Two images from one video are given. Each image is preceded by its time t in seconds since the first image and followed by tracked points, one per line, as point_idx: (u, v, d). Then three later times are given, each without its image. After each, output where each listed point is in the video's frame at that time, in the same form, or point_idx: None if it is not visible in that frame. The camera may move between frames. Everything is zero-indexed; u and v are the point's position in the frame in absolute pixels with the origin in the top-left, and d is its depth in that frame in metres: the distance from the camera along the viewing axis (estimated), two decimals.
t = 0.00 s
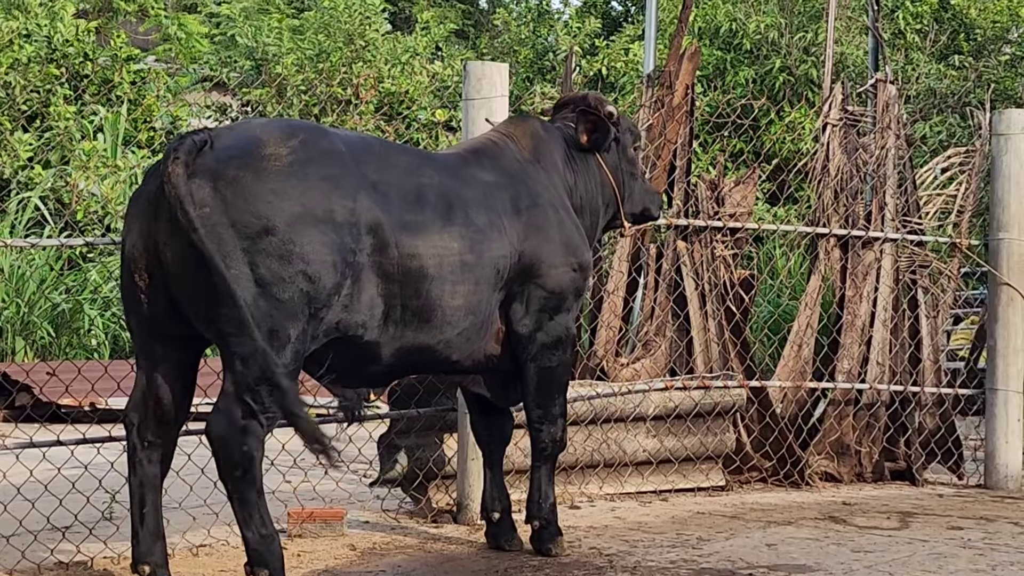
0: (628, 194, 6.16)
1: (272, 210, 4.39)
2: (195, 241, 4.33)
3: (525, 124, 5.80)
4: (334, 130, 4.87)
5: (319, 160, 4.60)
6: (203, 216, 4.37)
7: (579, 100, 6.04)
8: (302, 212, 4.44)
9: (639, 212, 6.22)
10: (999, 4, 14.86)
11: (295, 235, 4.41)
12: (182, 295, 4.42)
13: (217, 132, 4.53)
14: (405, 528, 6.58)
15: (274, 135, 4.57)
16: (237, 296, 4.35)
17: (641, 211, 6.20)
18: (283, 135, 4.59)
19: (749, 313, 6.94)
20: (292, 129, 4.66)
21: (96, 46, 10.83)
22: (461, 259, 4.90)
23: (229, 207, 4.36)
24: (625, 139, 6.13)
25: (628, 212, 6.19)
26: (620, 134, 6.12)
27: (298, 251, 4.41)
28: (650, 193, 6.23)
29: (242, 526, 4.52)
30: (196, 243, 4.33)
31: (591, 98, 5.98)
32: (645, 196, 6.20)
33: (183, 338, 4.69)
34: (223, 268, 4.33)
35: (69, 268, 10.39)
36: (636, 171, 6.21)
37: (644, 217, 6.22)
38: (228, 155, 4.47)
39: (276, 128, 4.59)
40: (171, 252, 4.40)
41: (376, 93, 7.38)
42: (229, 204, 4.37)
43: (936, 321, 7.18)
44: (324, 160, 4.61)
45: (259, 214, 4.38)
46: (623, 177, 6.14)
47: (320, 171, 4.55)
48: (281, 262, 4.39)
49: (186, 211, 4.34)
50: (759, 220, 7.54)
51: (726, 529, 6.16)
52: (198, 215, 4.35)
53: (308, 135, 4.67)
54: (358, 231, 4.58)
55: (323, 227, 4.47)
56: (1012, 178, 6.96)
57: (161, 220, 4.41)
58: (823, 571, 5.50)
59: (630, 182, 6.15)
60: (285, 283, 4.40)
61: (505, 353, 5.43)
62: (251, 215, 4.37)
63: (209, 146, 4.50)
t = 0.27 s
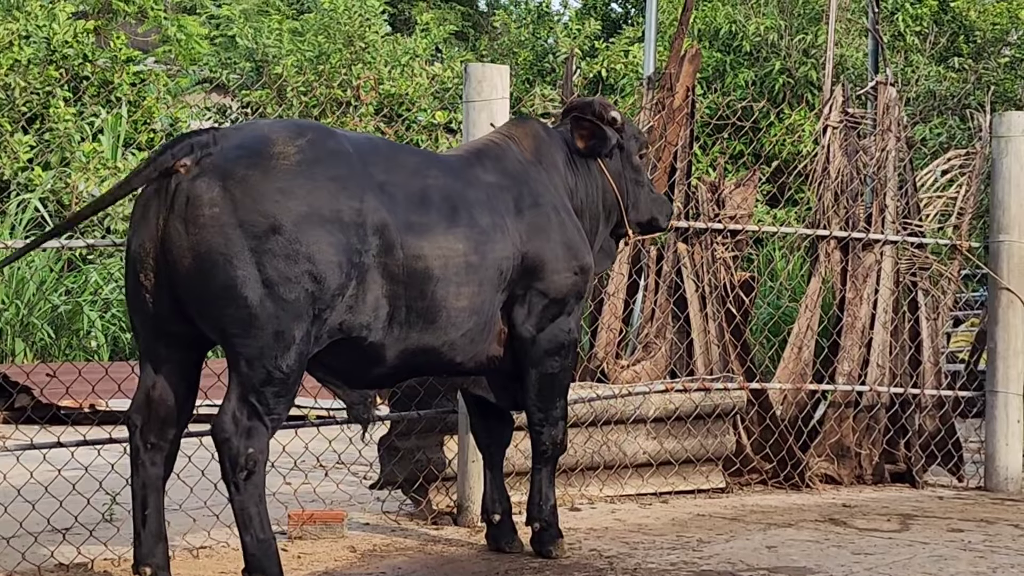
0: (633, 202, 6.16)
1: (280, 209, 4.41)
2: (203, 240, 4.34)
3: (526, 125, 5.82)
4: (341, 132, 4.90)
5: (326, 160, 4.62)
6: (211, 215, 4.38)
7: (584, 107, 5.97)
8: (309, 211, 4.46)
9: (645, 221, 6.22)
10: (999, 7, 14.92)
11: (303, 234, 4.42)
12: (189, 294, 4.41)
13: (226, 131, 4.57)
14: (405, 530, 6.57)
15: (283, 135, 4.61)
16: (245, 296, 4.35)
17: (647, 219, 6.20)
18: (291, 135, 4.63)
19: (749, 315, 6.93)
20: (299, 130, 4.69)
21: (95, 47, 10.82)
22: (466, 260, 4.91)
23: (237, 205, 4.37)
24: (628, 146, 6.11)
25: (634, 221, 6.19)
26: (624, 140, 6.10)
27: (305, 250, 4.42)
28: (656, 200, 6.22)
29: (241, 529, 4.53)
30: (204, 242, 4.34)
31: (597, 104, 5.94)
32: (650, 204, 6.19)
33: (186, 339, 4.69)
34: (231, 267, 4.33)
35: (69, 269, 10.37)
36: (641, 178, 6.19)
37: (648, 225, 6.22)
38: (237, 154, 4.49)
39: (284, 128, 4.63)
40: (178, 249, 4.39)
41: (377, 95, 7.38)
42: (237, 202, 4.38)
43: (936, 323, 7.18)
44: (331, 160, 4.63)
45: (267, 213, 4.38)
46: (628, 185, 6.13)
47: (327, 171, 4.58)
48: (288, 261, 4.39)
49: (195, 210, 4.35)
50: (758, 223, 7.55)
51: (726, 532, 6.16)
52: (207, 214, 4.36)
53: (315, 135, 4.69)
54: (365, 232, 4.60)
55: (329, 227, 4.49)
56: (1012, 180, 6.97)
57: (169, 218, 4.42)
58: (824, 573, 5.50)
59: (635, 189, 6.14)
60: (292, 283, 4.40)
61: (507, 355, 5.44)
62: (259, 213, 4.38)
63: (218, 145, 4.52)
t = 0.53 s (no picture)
0: (632, 203, 6.17)
1: (282, 208, 4.41)
2: (205, 239, 4.34)
3: (526, 125, 5.82)
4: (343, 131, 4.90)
5: (327, 159, 4.62)
6: (213, 213, 4.38)
7: (584, 105, 6.03)
8: (311, 210, 4.46)
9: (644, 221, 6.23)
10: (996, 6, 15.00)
11: (304, 233, 4.42)
12: (190, 294, 4.41)
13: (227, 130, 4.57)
14: (403, 530, 6.57)
15: (284, 133, 4.62)
16: (246, 295, 4.35)
17: (646, 219, 6.21)
18: (293, 133, 4.63)
19: (747, 315, 6.94)
20: (301, 129, 4.70)
21: (93, 46, 10.81)
22: (466, 260, 4.92)
23: (239, 203, 4.37)
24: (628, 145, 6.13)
25: (633, 221, 6.20)
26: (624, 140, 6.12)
27: (306, 249, 4.42)
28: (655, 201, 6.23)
29: (240, 530, 4.53)
30: (205, 241, 4.34)
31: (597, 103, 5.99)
32: (649, 204, 6.20)
33: (186, 339, 4.69)
34: (232, 266, 4.33)
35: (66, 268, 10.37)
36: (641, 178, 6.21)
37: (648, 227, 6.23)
38: (239, 152, 4.49)
39: (285, 127, 4.63)
40: (179, 247, 4.38)
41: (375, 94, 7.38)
42: (239, 201, 4.38)
43: (934, 323, 7.18)
44: (332, 159, 4.63)
45: (268, 211, 4.38)
46: (627, 184, 6.14)
47: (328, 170, 4.58)
48: (290, 260, 4.39)
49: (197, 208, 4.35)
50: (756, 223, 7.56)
51: (724, 532, 6.16)
52: (208, 212, 4.36)
53: (316, 134, 4.70)
54: (365, 231, 4.60)
55: (330, 226, 4.49)
56: (1010, 180, 6.98)
57: (170, 217, 4.41)
58: (822, 573, 5.50)
59: (635, 190, 6.15)
60: (293, 282, 4.41)
61: (506, 356, 5.45)
62: (261, 212, 4.38)
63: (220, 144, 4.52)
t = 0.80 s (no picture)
0: (626, 202, 6.17)
1: (276, 206, 4.41)
2: (200, 236, 4.33)
3: (522, 124, 5.83)
4: (338, 129, 4.91)
5: (322, 157, 4.63)
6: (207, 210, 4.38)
7: (580, 104, 6.09)
8: (306, 208, 4.46)
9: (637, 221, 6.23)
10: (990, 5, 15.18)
11: (298, 230, 4.42)
12: (184, 291, 4.40)
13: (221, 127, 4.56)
14: (396, 528, 6.58)
15: (279, 131, 4.61)
16: (240, 293, 4.34)
17: (639, 218, 6.21)
18: (287, 131, 4.63)
19: (740, 313, 6.96)
20: (296, 126, 4.70)
21: (85, 44, 10.80)
22: (460, 258, 4.92)
23: (233, 200, 4.37)
24: (623, 145, 6.13)
25: (626, 220, 6.20)
26: (619, 139, 6.12)
27: (300, 247, 4.42)
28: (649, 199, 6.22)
29: (233, 528, 4.55)
30: (199, 238, 4.33)
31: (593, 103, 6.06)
32: (643, 204, 6.20)
33: (178, 336, 4.69)
34: (226, 264, 4.32)
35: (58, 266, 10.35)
36: (635, 177, 6.21)
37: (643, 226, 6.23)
38: (234, 150, 4.49)
39: (280, 124, 4.63)
40: (173, 245, 4.38)
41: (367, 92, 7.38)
42: (234, 198, 4.38)
43: (927, 321, 7.17)
44: (326, 156, 4.64)
45: (263, 208, 4.38)
46: (621, 183, 6.15)
47: (323, 168, 4.59)
48: (284, 258, 4.39)
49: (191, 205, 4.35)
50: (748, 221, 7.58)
51: (717, 530, 6.17)
52: (202, 210, 4.36)
53: (311, 131, 4.70)
54: (359, 229, 4.60)
55: (325, 224, 4.49)
56: (1003, 178, 7.00)
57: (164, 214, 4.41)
58: (815, 571, 5.50)
59: (629, 189, 6.15)
60: (287, 279, 4.40)
61: (500, 354, 5.47)
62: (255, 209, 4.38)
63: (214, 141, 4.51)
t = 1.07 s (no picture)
0: (613, 199, 6.19)
1: (260, 200, 4.42)
2: (183, 231, 4.34)
3: (510, 120, 5.84)
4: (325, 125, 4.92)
5: (306, 152, 4.64)
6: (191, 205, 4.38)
7: (567, 99, 6.06)
8: (289, 203, 4.47)
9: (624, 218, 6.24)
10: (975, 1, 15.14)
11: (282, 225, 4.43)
12: (168, 285, 4.41)
13: (206, 122, 4.58)
14: (381, 524, 6.57)
15: (264, 126, 4.63)
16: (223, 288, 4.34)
17: (625, 216, 6.22)
18: (273, 126, 4.65)
19: (724, 309, 6.98)
20: (281, 122, 4.72)
21: (70, 40, 10.78)
22: (446, 254, 4.92)
23: (217, 195, 4.38)
24: (610, 142, 6.14)
25: (613, 217, 6.22)
26: (606, 136, 6.13)
27: (284, 242, 4.43)
28: (636, 197, 6.23)
29: (217, 524, 4.54)
30: (183, 233, 4.34)
31: (581, 99, 6.02)
32: (630, 202, 6.21)
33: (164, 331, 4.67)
34: (210, 258, 4.33)
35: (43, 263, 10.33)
36: (622, 174, 6.22)
37: (630, 223, 6.23)
38: (219, 145, 4.50)
39: (265, 119, 4.64)
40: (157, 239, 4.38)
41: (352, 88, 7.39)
42: (218, 192, 4.39)
43: (910, 317, 7.21)
44: (311, 152, 4.65)
45: (246, 203, 4.40)
46: (608, 180, 6.17)
47: (308, 163, 4.60)
48: (267, 252, 4.40)
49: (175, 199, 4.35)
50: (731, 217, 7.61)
51: (701, 525, 6.18)
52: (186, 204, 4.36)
53: (296, 127, 4.71)
54: (343, 224, 4.61)
55: (308, 219, 4.50)
56: (987, 174, 7.01)
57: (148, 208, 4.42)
58: (799, 566, 5.51)
59: (616, 187, 6.16)
60: (270, 274, 4.41)
61: (487, 350, 5.46)
62: (239, 204, 4.40)
63: (199, 136, 4.52)
